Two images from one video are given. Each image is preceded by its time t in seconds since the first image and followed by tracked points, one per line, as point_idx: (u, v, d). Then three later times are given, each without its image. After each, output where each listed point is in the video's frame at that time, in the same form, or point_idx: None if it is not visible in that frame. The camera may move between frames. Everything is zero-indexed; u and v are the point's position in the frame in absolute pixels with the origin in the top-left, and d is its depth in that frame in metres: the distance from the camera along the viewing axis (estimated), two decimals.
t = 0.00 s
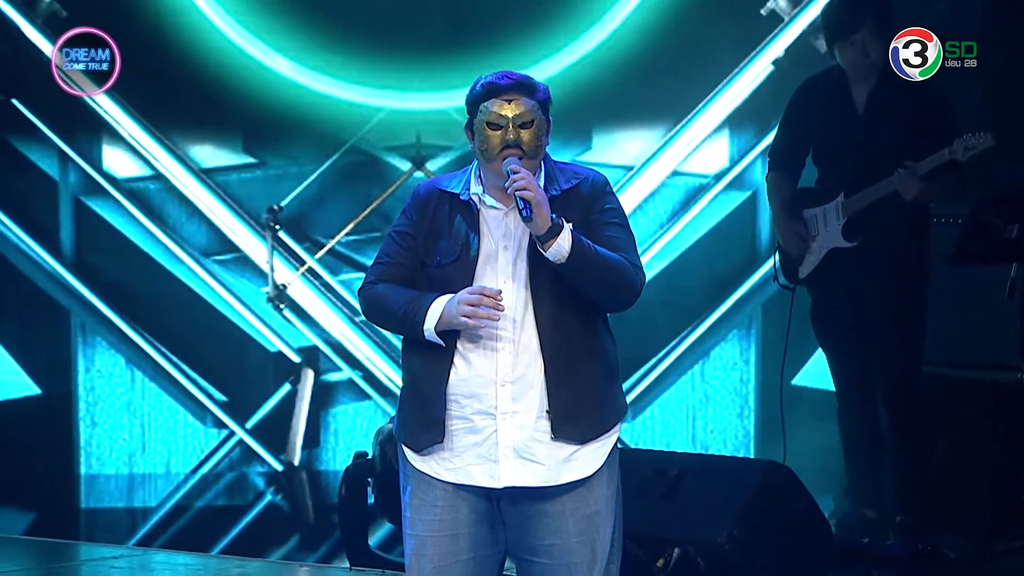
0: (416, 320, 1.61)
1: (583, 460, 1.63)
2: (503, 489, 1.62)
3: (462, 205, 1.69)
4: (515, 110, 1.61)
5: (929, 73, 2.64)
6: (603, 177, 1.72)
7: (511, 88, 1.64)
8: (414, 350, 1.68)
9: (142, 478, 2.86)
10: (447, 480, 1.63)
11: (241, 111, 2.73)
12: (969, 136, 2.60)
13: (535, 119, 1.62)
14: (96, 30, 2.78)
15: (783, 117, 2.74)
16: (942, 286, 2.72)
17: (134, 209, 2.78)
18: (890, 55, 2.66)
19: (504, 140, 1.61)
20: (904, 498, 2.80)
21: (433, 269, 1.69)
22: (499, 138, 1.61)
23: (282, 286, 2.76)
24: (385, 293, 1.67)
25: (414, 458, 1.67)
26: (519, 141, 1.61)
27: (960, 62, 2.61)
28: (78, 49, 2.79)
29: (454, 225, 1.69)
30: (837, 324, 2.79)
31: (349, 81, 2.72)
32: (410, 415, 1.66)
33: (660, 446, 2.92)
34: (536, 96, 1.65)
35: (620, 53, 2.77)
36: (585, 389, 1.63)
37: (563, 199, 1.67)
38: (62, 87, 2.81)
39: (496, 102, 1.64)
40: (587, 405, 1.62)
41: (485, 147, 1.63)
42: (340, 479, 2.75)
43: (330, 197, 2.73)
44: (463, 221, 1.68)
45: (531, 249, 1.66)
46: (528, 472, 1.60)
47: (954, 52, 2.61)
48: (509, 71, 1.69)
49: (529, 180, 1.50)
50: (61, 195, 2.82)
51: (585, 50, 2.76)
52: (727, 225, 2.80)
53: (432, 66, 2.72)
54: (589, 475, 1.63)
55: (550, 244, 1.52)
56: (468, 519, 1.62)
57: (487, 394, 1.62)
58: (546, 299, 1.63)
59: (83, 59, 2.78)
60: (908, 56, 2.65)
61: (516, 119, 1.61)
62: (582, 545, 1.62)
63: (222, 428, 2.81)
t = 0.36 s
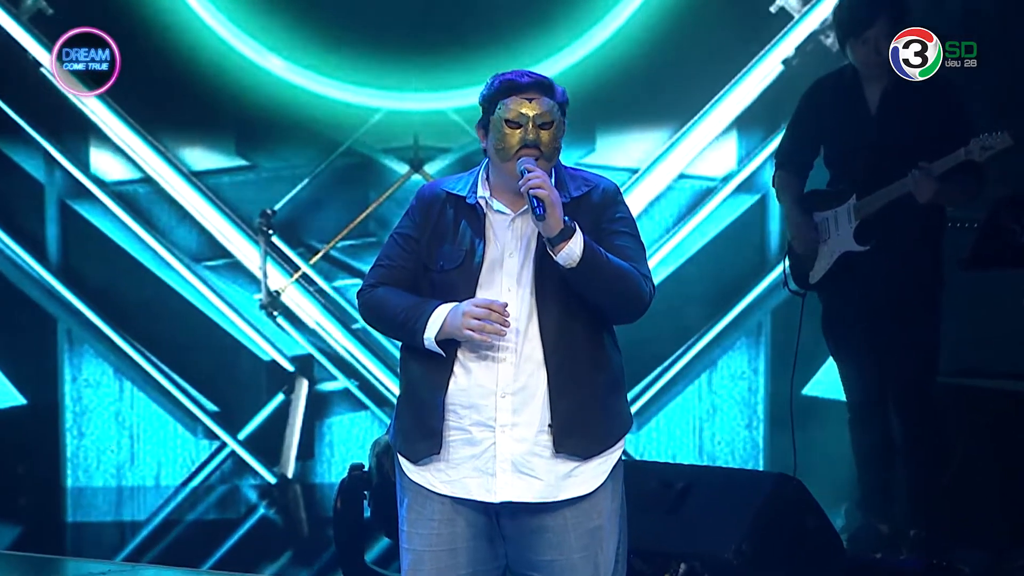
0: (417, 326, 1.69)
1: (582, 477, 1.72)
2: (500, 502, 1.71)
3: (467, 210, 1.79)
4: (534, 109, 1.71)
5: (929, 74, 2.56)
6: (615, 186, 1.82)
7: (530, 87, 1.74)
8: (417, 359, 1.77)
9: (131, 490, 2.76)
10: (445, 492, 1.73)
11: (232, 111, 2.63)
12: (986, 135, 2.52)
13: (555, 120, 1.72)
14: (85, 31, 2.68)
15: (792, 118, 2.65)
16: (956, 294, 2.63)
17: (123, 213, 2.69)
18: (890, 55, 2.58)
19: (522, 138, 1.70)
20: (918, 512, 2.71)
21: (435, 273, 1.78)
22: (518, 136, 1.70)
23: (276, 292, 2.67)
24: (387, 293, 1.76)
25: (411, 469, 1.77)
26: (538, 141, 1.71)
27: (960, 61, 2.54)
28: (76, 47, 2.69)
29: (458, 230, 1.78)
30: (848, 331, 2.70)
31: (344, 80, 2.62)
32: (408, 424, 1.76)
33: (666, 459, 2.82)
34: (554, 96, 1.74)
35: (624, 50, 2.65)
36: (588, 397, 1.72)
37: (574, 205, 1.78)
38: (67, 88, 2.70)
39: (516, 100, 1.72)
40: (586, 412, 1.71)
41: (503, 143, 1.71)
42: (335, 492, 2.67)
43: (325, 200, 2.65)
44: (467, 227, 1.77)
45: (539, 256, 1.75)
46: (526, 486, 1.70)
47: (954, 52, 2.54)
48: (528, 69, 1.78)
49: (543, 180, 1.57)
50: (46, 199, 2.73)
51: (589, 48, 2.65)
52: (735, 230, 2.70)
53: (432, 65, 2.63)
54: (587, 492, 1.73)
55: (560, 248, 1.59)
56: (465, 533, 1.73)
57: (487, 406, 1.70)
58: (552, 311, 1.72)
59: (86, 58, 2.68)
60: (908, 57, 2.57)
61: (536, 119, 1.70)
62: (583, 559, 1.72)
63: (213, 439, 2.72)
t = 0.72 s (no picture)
0: (419, 332, 1.67)
1: (584, 494, 1.72)
2: (497, 517, 1.71)
3: (474, 213, 1.78)
4: (548, 110, 1.70)
5: (929, 74, 2.50)
6: (627, 194, 1.81)
7: (546, 87, 1.73)
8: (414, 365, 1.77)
9: (119, 502, 2.67)
10: (443, 504, 1.72)
11: (222, 111, 2.54)
12: (998, 131, 2.45)
13: (569, 123, 1.72)
14: (71, 29, 2.59)
15: (802, 118, 2.56)
16: (969, 301, 2.55)
17: (110, 216, 2.59)
18: (890, 54, 2.50)
19: (535, 139, 1.70)
20: (932, 527, 2.63)
21: (438, 275, 1.77)
22: (530, 137, 1.70)
23: (267, 298, 2.58)
24: (388, 296, 1.74)
25: (409, 479, 1.77)
26: (551, 143, 1.70)
27: (959, 62, 2.47)
28: (77, 47, 2.58)
29: (463, 234, 1.77)
30: (859, 338, 2.61)
31: (339, 79, 2.54)
32: (407, 432, 1.75)
33: (672, 470, 2.71)
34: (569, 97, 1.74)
35: (628, 48, 2.57)
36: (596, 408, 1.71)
37: (586, 211, 1.77)
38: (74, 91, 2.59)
39: (530, 99, 1.72)
40: (590, 423, 1.70)
41: (515, 143, 1.70)
42: (330, 505, 2.59)
43: (319, 203, 2.56)
44: (472, 231, 1.77)
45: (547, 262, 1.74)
46: (525, 500, 1.69)
47: (953, 52, 2.47)
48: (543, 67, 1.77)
49: (557, 180, 1.56)
50: (30, 201, 2.63)
51: (593, 46, 2.56)
52: (743, 233, 2.61)
53: (428, 63, 2.55)
54: (589, 508, 1.72)
55: (571, 252, 1.58)
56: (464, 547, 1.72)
57: (488, 416, 1.70)
58: (559, 319, 1.71)
59: (87, 58, 2.58)
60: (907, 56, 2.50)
61: (550, 121, 1.69)
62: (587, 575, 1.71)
63: (203, 450, 2.63)
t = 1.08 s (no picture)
0: (410, 347, 1.60)
1: (585, 510, 1.64)
2: (495, 530, 1.64)
3: (483, 211, 1.70)
4: (554, 121, 1.65)
5: (929, 74, 2.46)
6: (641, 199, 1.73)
7: (552, 95, 1.66)
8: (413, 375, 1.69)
9: (104, 516, 2.56)
10: (439, 515, 1.65)
11: (213, 111, 2.46)
12: None
13: (575, 133, 1.67)
14: (52, 23, 2.47)
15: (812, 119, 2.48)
16: (987, 304, 2.50)
17: (94, 218, 2.49)
18: (890, 55, 2.45)
19: (539, 151, 1.65)
20: (945, 539, 2.55)
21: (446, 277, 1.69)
22: (536, 149, 1.65)
23: (259, 302, 2.49)
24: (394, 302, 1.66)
25: (406, 485, 1.69)
26: (557, 156, 1.66)
27: (960, 62, 2.44)
28: (76, 46, 2.46)
29: (472, 233, 1.69)
30: (870, 346, 2.53)
31: (334, 78, 2.45)
32: (405, 442, 1.66)
33: (676, 481, 2.60)
34: (576, 103, 1.68)
35: (633, 45, 2.47)
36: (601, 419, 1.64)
37: (595, 218, 1.69)
38: (75, 92, 2.47)
39: (533, 108, 1.66)
40: (594, 435, 1.63)
41: (520, 157, 1.66)
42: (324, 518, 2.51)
43: (312, 206, 2.47)
44: (481, 230, 1.68)
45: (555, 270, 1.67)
46: (524, 515, 1.62)
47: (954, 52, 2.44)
48: (549, 70, 1.70)
49: (560, 203, 1.51)
50: (9, 202, 2.50)
51: (597, 42, 2.47)
52: (750, 237, 2.52)
53: (426, 61, 2.46)
54: (591, 524, 1.65)
55: (573, 275, 1.53)
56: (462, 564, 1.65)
57: (490, 426, 1.63)
58: (565, 327, 1.63)
59: (87, 57, 2.46)
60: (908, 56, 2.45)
61: (556, 133, 1.65)
62: None
63: (191, 461, 2.53)
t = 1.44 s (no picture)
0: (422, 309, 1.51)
1: (595, 524, 1.56)
2: (499, 544, 1.56)
3: (489, 213, 1.62)
4: (550, 129, 1.57)
5: (928, 74, 2.38)
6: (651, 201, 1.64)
7: (544, 102, 1.58)
8: (411, 383, 1.61)
9: (92, 529, 2.47)
10: (440, 528, 1.57)
11: (203, 110, 2.37)
12: None
13: (574, 138, 1.58)
14: (35, 19, 2.39)
15: (821, 116, 2.40)
16: (1006, 309, 2.41)
17: (81, 221, 2.40)
18: (891, 54, 2.37)
19: (538, 163, 1.58)
20: (961, 554, 2.46)
21: (449, 277, 1.62)
22: (534, 160, 1.57)
23: (252, 308, 2.41)
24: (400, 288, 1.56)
25: (405, 495, 1.60)
26: (556, 164, 1.58)
27: (960, 62, 2.38)
28: (75, 45, 2.38)
29: (478, 234, 1.61)
30: (884, 354, 2.45)
31: (327, 76, 2.37)
32: (402, 451, 1.58)
33: (683, 493, 2.51)
34: (572, 106, 1.59)
35: (638, 42, 2.39)
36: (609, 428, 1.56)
37: (603, 222, 1.60)
38: (80, 93, 2.38)
39: (527, 118, 1.58)
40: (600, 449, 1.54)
41: (519, 170, 1.59)
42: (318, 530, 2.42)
43: (306, 209, 2.39)
44: (488, 231, 1.60)
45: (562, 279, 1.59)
46: (531, 528, 1.55)
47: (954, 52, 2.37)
48: (540, 74, 1.61)
49: (562, 221, 1.42)
50: None
51: (600, 39, 2.39)
52: (760, 240, 2.43)
53: (424, 59, 2.38)
54: (600, 539, 1.57)
55: (577, 294, 1.46)
56: None
57: (496, 436, 1.54)
58: (570, 332, 1.56)
59: (87, 57, 2.37)
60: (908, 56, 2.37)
61: (553, 142, 1.57)
62: None
63: (181, 472, 2.45)
